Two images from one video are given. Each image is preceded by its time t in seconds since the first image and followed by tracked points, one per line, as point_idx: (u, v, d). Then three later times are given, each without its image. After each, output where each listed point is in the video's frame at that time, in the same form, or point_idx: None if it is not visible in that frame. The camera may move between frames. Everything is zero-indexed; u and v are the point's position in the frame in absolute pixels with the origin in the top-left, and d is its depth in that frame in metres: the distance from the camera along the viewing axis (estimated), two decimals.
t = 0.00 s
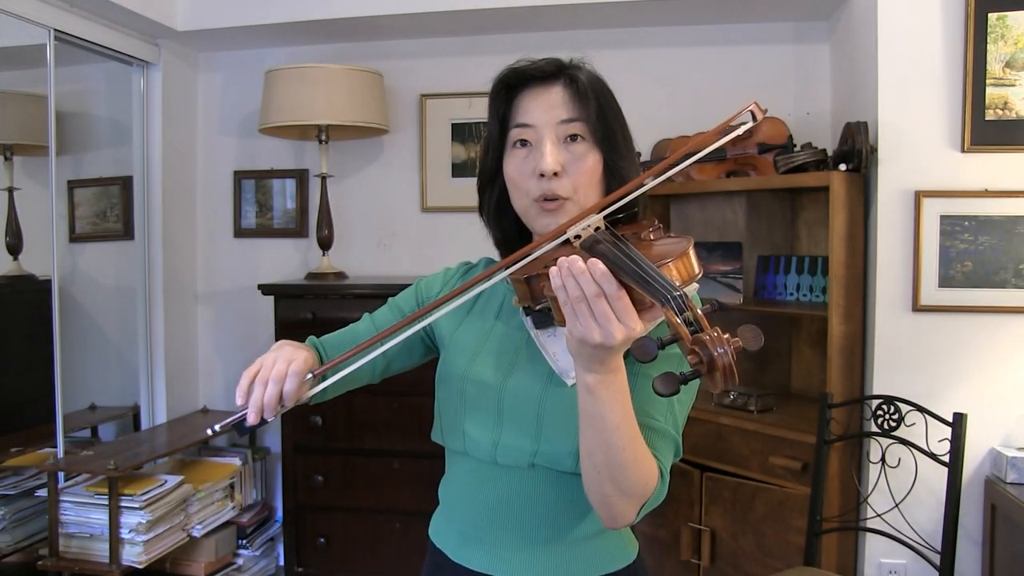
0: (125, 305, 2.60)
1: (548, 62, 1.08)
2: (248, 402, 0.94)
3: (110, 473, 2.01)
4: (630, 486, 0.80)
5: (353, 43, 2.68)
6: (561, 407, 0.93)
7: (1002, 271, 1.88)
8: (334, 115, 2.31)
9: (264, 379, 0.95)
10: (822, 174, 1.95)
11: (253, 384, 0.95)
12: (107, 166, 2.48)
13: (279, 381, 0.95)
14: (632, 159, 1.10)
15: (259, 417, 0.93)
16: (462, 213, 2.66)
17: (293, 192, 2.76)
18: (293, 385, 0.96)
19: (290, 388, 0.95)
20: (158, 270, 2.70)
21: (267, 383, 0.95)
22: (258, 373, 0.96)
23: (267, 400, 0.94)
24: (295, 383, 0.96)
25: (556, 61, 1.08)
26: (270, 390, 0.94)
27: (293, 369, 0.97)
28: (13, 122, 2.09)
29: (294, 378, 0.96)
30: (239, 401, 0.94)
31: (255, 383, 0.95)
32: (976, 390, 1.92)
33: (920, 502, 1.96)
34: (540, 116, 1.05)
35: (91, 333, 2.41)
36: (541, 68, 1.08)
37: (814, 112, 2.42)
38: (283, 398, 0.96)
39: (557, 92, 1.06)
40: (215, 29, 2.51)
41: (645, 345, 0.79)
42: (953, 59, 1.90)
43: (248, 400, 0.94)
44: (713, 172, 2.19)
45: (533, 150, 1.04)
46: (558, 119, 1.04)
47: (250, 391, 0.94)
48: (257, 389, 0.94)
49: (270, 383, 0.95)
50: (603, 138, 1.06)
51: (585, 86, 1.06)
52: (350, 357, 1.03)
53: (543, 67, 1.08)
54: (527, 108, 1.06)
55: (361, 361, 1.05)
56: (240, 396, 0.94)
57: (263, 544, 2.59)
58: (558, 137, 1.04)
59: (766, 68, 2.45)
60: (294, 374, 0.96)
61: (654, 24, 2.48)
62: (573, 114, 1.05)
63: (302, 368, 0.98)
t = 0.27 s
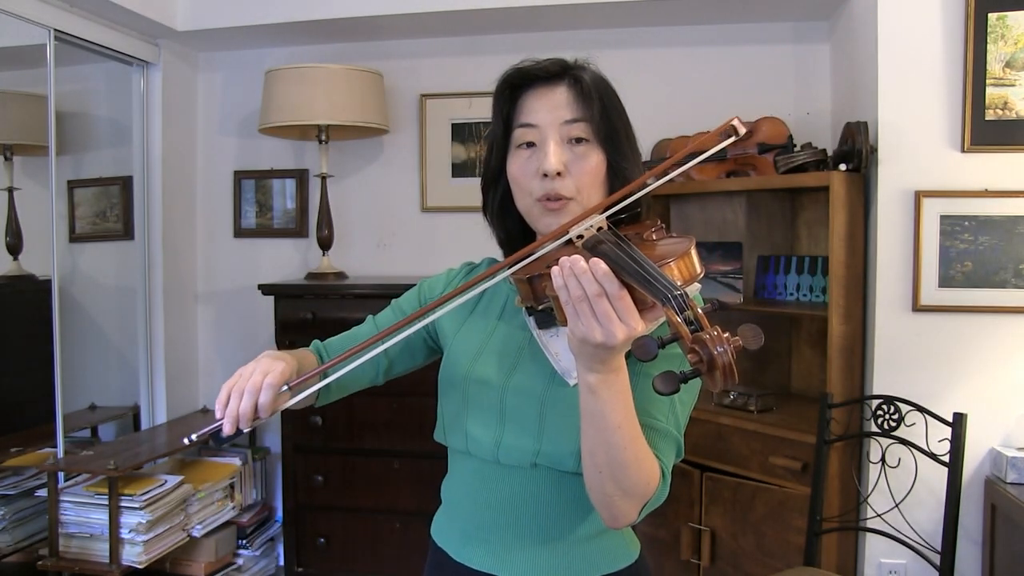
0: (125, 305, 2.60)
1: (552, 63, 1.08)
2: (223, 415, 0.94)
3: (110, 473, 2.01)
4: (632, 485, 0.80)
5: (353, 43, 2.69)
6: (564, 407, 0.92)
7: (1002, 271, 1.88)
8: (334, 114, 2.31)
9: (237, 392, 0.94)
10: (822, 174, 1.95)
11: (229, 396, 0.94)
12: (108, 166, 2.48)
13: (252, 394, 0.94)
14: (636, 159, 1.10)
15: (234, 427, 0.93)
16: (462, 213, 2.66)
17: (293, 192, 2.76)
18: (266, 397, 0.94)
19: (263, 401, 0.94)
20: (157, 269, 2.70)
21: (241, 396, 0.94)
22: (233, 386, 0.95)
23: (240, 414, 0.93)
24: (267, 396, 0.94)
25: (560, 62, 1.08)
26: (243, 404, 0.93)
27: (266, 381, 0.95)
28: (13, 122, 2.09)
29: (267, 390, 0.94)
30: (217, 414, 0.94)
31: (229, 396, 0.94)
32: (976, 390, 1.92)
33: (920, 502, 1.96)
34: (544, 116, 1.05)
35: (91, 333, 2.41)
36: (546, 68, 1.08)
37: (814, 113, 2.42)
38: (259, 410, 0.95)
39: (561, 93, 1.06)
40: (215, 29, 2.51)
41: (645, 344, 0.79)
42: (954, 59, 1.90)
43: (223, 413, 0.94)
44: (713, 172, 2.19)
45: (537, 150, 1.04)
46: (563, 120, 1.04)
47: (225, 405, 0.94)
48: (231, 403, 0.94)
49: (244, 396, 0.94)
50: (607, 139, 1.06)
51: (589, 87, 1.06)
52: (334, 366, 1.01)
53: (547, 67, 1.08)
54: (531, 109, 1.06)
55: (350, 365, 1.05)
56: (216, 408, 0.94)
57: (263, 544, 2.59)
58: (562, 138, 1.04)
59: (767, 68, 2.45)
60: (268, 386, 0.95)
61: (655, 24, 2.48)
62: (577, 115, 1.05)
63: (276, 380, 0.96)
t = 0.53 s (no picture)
0: (125, 305, 2.60)
1: (554, 63, 1.08)
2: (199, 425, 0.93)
3: (110, 473, 2.01)
4: (633, 484, 0.80)
5: (353, 43, 2.69)
6: (565, 406, 0.93)
7: (1003, 271, 1.88)
8: (334, 114, 2.31)
9: (212, 402, 0.93)
10: (822, 174, 1.95)
11: (205, 405, 0.93)
12: (107, 166, 2.47)
13: (227, 405, 0.92)
14: (637, 160, 1.10)
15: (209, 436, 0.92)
16: (463, 213, 2.65)
17: (293, 192, 2.76)
18: (239, 409, 0.92)
19: (237, 413, 0.92)
20: (157, 270, 2.69)
21: (216, 406, 0.93)
22: (211, 395, 0.94)
23: (214, 424, 0.92)
24: (241, 409, 0.92)
25: (562, 63, 1.08)
26: (217, 414, 0.92)
27: (242, 393, 0.93)
28: (13, 122, 2.09)
29: (241, 402, 0.92)
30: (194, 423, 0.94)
31: (206, 405, 0.93)
32: (975, 390, 1.92)
33: (920, 502, 1.96)
34: (546, 117, 1.05)
35: (91, 333, 2.41)
36: (547, 68, 1.08)
37: (814, 113, 2.42)
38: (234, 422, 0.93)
39: (563, 93, 1.06)
40: (215, 29, 2.51)
41: (645, 341, 0.77)
42: (954, 59, 1.90)
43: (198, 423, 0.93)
44: (713, 173, 2.20)
45: (539, 150, 1.04)
46: (564, 120, 1.04)
47: (201, 414, 0.93)
48: (206, 413, 0.93)
49: (218, 406, 0.92)
50: (608, 139, 1.06)
51: (590, 87, 1.06)
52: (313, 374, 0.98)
53: (549, 68, 1.08)
54: (533, 109, 1.07)
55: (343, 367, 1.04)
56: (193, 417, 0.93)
57: (263, 544, 2.59)
58: (563, 138, 1.04)
59: (767, 68, 2.45)
60: (243, 397, 0.93)
61: (655, 24, 2.48)
62: (579, 116, 1.05)
63: (252, 392, 0.94)
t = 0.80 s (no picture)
0: (125, 305, 2.60)
1: (554, 63, 1.08)
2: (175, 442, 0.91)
3: (110, 473, 2.01)
4: (635, 482, 0.80)
5: (353, 43, 2.69)
6: (566, 406, 0.92)
7: (1003, 271, 1.88)
8: (334, 114, 2.31)
9: (188, 419, 0.91)
10: (822, 174, 1.95)
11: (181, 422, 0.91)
12: (108, 166, 2.48)
13: (202, 423, 0.90)
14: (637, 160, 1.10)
15: (185, 454, 0.90)
16: (463, 213, 2.65)
17: (293, 192, 2.76)
18: (214, 427, 0.90)
19: (212, 431, 0.90)
20: (157, 270, 2.69)
21: (192, 423, 0.91)
22: (187, 412, 0.92)
23: (188, 442, 0.90)
24: (216, 427, 0.90)
25: (562, 62, 1.08)
26: (192, 432, 0.90)
27: (218, 410, 0.91)
28: (13, 122, 2.09)
29: (215, 420, 0.90)
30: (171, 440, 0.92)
31: (182, 422, 0.91)
32: (976, 390, 1.92)
33: (920, 502, 1.96)
34: (546, 116, 1.05)
35: (91, 333, 2.41)
36: (548, 68, 1.08)
37: (814, 113, 2.42)
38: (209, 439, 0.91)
39: (563, 93, 1.06)
40: (215, 29, 2.51)
41: (645, 339, 0.76)
42: (953, 59, 1.90)
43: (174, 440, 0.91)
44: (713, 173, 2.20)
45: (539, 150, 1.04)
46: (564, 120, 1.04)
47: (177, 431, 0.91)
48: (182, 430, 0.91)
49: (194, 424, 0.90)
50: (608, 139, 1.06)
51: (590, 87, 1.06)
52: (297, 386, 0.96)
53: (549, 68, 1.08)
54: (533, 109, 1.06)
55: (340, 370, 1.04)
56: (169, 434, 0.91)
57: (263, 544, 2.59)
58: (563, 137, 1.04)
59: (767, 68, 2.45)
60: (219, 416, 0.91)
61: (655, 24, 2.48)
62: (579, 115, 1.05)
63: (227, 410, 0.92)
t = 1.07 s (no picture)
0: (125, 305, 2.60)
1: (556, 62, 1.08)
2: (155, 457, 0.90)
3: (110, 473, 2.01)
4: (635, 481, 0.80)
5: (353, 43, 2.69)
6: (565, 406, 0.92)
7: (1003, 271, 1.88)
8: (334, 114, 2.31)
9: (168, 434, 0.90)
10: (822, 174, 1.95)
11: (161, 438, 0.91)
12: (107, 166, 2.48)
13: (183, 438, 0.90)
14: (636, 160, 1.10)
15: (163, 471, 0.89)
16: (463, 213, 2.66)
17: (293, 192, 2.76)
18: (194, 442, 0.89)
19: (192, 445, 0.89)
20: (157, 269, 2.69)
21: (172, 438, 0.90)
22: (168, 427, 0.91)
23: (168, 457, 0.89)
24: (196, 441, 0.89)
25: (563, 62, 1.08)
26: (171, 447, 0.89)
27: (197, 425, 0.91)
28: (13, 122, 2.09)
29: (196, 434, 0.90)
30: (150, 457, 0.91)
31: (163, 436, 0.90)
32: (975, 390, 1.92)
33: (920, 502, 1.96)
34: (546, 115, 1.05)
35: (91, 333, 2.41)
36: (549, 67, 1.08)
37: (815, 113, 2.42)
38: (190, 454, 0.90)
39: (563, 92, 1.06)
40: (215, 29, 2.51)
41: (634, 338, 0.75)
42: (954, 59, 1.90)
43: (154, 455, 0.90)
44: (713, 172, 2.20)
45: (539, 148, 1.04)
46: (565, 118, 1.04)
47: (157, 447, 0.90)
48: (162, 445, 0.90)
49: (175, 439, 0.90)
50: (608, 139, 1.06)
51: (591, 87, 1.07)
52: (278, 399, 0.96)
53: (550, 67, 1.08)
54: (533, 107, 1.06)
55: (340, 374, 1.04)
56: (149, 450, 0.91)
57: (263, 544, 2.59)
58: (563, 136, 1.04)
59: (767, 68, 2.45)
60: (199, 430, 0.90)
61: (655, 24, 2.48)
62: (579, 115, 1.05)
63: (207, 423, 0.91)
